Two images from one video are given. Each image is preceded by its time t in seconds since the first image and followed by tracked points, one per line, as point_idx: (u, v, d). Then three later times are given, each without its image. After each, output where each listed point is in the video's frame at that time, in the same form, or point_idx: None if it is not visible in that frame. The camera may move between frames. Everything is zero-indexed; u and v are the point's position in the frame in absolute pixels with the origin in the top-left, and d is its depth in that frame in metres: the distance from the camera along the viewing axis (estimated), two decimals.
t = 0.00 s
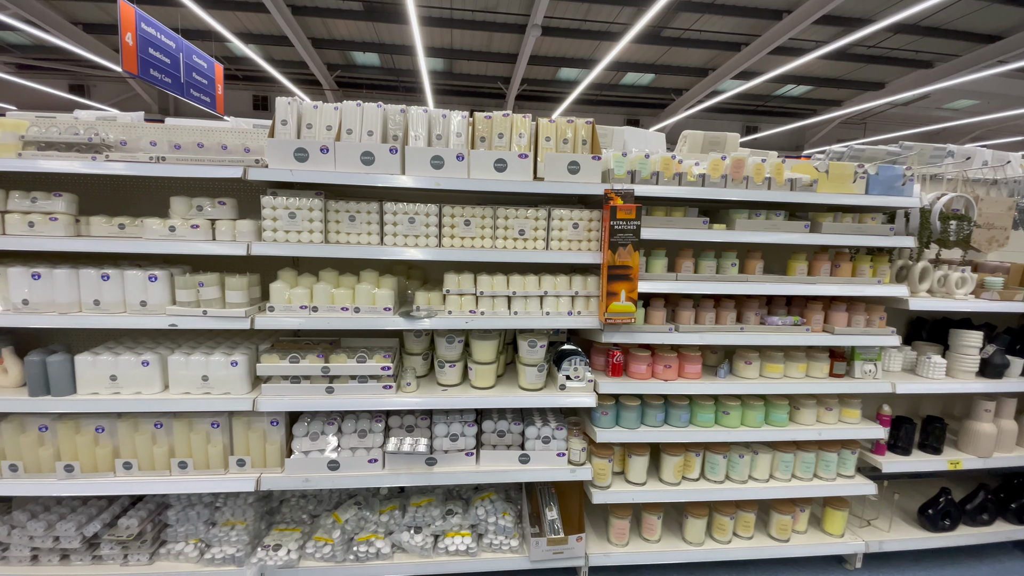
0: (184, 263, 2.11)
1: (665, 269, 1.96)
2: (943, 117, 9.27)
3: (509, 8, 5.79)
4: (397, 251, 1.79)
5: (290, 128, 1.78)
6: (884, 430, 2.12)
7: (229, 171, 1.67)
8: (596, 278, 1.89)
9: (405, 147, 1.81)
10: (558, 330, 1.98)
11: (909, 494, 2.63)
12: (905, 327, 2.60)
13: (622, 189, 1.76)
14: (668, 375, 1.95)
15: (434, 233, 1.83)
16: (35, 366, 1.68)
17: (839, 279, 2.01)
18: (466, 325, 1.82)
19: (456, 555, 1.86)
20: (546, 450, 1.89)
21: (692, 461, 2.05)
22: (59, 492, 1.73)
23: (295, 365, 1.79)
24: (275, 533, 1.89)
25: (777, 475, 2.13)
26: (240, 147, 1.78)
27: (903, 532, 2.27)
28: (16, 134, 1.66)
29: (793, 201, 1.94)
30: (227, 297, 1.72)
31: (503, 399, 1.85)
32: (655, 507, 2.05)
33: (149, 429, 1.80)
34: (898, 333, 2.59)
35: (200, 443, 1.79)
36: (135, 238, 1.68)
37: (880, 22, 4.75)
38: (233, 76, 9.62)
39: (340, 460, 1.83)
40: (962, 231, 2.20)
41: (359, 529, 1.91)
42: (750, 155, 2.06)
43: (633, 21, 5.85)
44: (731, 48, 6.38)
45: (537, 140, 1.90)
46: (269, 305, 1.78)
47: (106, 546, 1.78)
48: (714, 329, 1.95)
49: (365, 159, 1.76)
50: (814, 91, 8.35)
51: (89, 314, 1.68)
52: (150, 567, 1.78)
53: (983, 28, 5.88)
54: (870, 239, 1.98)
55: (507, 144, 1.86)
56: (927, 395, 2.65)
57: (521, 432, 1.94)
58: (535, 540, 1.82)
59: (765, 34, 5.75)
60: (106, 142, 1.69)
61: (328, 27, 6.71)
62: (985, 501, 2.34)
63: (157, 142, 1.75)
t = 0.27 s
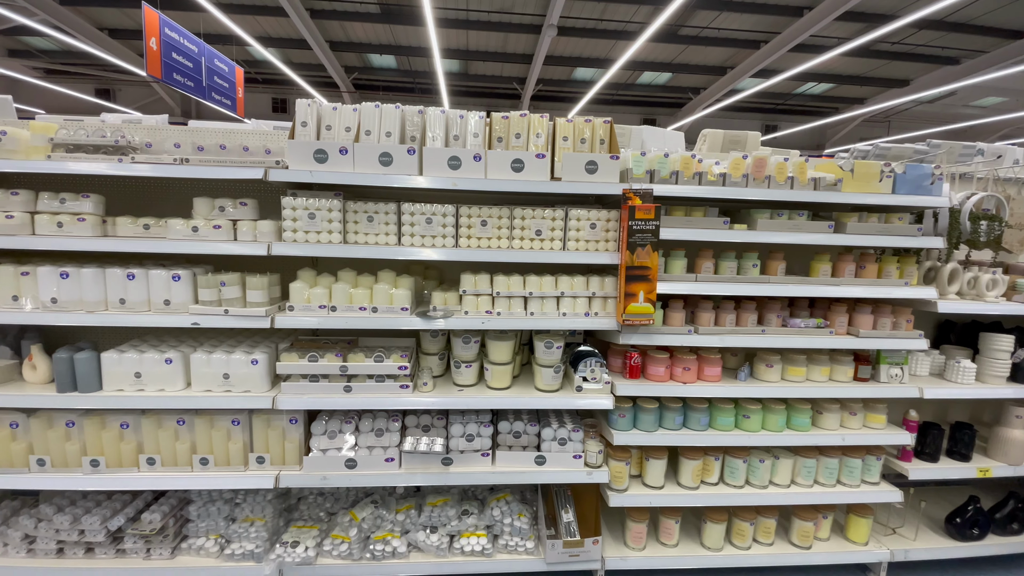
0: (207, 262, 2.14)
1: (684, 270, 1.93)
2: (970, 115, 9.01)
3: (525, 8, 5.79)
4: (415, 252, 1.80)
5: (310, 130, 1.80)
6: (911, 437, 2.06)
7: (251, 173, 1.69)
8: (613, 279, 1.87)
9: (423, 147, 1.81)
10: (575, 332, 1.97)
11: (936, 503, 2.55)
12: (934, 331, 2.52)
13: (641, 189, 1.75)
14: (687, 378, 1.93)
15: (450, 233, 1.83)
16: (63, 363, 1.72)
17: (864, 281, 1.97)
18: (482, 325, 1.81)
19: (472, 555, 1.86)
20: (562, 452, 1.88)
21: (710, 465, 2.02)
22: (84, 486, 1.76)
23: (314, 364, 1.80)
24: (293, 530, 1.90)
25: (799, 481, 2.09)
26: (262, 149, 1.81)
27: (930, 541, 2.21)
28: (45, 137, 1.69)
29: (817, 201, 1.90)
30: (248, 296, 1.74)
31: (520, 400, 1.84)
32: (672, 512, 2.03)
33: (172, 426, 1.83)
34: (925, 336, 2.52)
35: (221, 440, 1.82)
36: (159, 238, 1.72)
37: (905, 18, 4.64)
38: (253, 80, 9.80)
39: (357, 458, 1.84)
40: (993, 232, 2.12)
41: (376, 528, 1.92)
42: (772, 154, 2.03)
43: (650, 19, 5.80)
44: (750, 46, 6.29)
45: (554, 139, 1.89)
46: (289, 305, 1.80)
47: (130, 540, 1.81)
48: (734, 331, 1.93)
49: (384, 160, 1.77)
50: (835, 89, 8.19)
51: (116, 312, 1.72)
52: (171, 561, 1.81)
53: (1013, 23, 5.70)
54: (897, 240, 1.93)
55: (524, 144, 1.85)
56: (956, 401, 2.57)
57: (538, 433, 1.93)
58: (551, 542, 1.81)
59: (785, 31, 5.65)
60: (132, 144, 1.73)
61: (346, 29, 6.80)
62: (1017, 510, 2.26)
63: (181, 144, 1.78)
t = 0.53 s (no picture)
0: (230, 263, 2.18)
1: (705, 272, 1.91)
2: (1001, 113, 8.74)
3: (542, 9, 5.79)
4: (432, 253, 1.80)
5: (330, 132, 1.82)
6: (941, 444, 1.99)
7: (273, 175, 1.72)
8: (632, 281, 1.85)
9: (442, 149, 1.82)
10: (593, 334, 1.96)
11: (967, 512, 2.47)
12: (965, 335, 2.45)
13: (661, 189, 1.73)
14: (707, 382, 1.90)
15: (468, 234, 1.84)
16: (92, 361, 1.77)
17: (891, 284, 1.91)
18: (499, 326, 1.81)
19: (488, 557, 1.85)
20: (580, 455, 1.86)
21: (731, 470, 1.98)
22: (111, 481, 1.81)
23: (333, 364, 1.82)
24: (312, 528, 1.92)
25: (822, 488, 2.04)
26: (283, 151, 1.84)
27: (959, 552, 2.13)
28: (76, 141, 1.72)
29: (842, 201, 1.86)
30: (270, 296, 1.77)
31: (537, 402, 1.83)
32: (691, 517, 2.00)
33: (195, 423, 1.87)
34: (956, 341, 2.45)
35: (242, 438, 1.85)
36: (185, 239, 1.75)
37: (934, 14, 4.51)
38: (273, 84, 9.98)
39: (375, 457, 1.85)
40: None
41: (393, 527, 1.92)
42: (796, 154, 1.99)
43: (668, 19, 5.75)
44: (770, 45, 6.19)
45: (573, 140, 1.88)
46: (309, 305, 1.83)
47: (154, 534, 1.85)
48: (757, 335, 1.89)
49: (403, 162, 1.78)
50: (859, 87, 8.02)
51: (142, 312, 1.76)
52: (193, 556, 1.84)
53: None
54: (926, 241, 1.88)
55: (542, 145, 1.85)
56: (988, 408, 2.48)
57: (554, 435, 1.92)
58: (568, 546, 1.80)
59: (808, 28, 5.54)
60: (158, 148, 1.77)
61: (365, 33, 6.88)
62: None
63: (206, 147, 1.82)
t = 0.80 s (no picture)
0: (254, 264, 2.23)
1: (728, 275, 1.88)
2: None
3: (561, 11, 5.79)
4: (451, 255, 1.81)
5: (352, 136, 1.84)
6: (974, 455, 1.92)
7: (296, 178, 1.74)
8: (652, 284, 1.83)
9: (461, 152, 1.83)
10: (612, 337, 1.94)
11: (1002, 525, 2.38)
12: (1000, 342, 2.36)
13: (683, 191, 1.71)
14: (730, 387, 1.87)
15: (487, 236, 1.84)
16: (121, 359, 1.82)
17: (921, 288, 1.86)
18: (517, 328, 1.81)
19: (505, 559, 1.85)
20: (598, 459, 1.85)
21: (754, 477, 1.94)
22: (138, 476, 1.85)
23: (353, 364, 1.84)
24: (331, 526, 1.95)
25: (848, 498, 1.98)
26: (307, 155, 1.87)
27: (993, 565, 2.05)
28: (108, 145, 1.78)
29: (871, 203, 1.82)
30: (293, 297, 1.80)
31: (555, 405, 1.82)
32: (712, 525, 1.96)
33: (219, 421, 1.91)
34: (990, 348, 2.36)
35: (265, 436, 1.88)
36: (211, 241, 1.79)
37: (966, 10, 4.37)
38: (294, 88, 10.18)
39: (394, 458, 1.87)
40: None
41: (410, 528, 1.93)
42: (822, 155, 1.95)
43: (688, 18, 5.69)
44: (792, 43, 6.08)
45: (593, 142, 1.87)
46: (331, 306, 1.86)
47: (179, 529, 1.89)
48: (781, 339, 1.86)
49: (423, 165, 1.80)
50: (886, 85, 7.82)
51: (170, 311, 1.80)
52: (216, 551, 1.88)
53: None
54: (959, 244, 1.82)
55: (562, 146, 1.84)
56: None
57: (573, 439, 1.91)
58: (586, 550, 1.78)
59: (833, 26, 5.43)
60: (186, 152, 1.81)
61: (385, 37, 6.98)
62: None
63: (233, 150, 1.86)
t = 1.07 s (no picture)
0: (279, 265, 2.27)
1: (752, 277, 1.85)
2: None
3: (582, 12, 5.78)
4: (470, 257, 1.82)
5: (374, 139, 1.87)
6: (1013, 466, 1.84)
7: (320, 181, 1.78)
8: (675, 286, 1.80)
9: (482, 154, 1.84)
10: (632, 340, 1.92)
11: None
12: None
13: (706, 192, 1.69)
14: (754, 393, 1.83)
15: (506, 238, 1.84)
16: (151, 357, 1.88)
17: (957, 293, 1.79)
18: (537, 331, 1.80)
19: (523, 562, 1.85)
20: (618, 464, 1.83)
21: (779, 485, 1.90)
22: (165, 471, 1.90)
23: (374, 364, 1.87)
24: (351, 525, 1.97)
25: (878, 508, 1.92)
26: (330, 158, 1.90)
27: None
28: (139, 149, 1.84)
29: (903, 204, 1.76)
30: (316, 298, 1.83)
31: (575, 409, 1.81)
32: (735, 532, 1.93)
33: (244, 419, 1.94)
34: None
35: (288, 434, 1.91)
36: (237, 243, 1.84)
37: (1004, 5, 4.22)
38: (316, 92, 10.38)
39: (413, 458, 1.88)
40: None
41: (429, 528, 1.94)
42: (851, 155, 1.90)
43: (711, 18, 5.62)
44: (818, 41, 5.96)
45: (614, 143, 1.86)
46: (353, 307, 1.89)
47: (204, 524, 1.93)
48: (807, 344, 1.81)
49: (444, 167, 1.81)
50: (917, 83, 7.60)
51: (198, 311, 1.85)
52: (241, 546, 1.92)
53: None
54: (997, 247, 1.75)
55: (583, 148, 1.83)
56: None
57: (592, 443, 1.90)
58: (605, 556, 1.77)
59: (862, 23, 5.30)
60: (215, 155, 1.85)
61: (406, 42, 7.07)
62: None
63: (259, 154, 1.91)
